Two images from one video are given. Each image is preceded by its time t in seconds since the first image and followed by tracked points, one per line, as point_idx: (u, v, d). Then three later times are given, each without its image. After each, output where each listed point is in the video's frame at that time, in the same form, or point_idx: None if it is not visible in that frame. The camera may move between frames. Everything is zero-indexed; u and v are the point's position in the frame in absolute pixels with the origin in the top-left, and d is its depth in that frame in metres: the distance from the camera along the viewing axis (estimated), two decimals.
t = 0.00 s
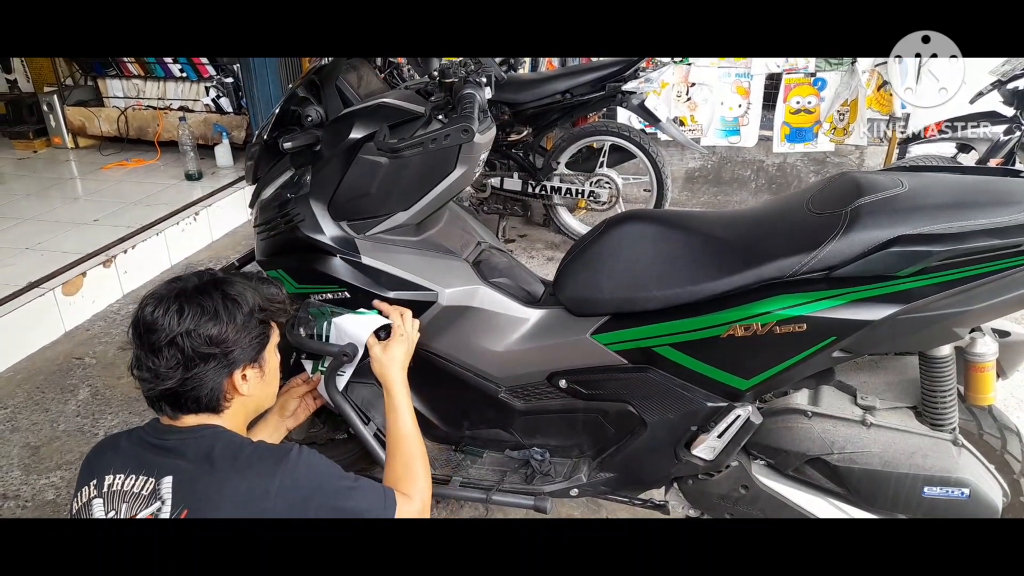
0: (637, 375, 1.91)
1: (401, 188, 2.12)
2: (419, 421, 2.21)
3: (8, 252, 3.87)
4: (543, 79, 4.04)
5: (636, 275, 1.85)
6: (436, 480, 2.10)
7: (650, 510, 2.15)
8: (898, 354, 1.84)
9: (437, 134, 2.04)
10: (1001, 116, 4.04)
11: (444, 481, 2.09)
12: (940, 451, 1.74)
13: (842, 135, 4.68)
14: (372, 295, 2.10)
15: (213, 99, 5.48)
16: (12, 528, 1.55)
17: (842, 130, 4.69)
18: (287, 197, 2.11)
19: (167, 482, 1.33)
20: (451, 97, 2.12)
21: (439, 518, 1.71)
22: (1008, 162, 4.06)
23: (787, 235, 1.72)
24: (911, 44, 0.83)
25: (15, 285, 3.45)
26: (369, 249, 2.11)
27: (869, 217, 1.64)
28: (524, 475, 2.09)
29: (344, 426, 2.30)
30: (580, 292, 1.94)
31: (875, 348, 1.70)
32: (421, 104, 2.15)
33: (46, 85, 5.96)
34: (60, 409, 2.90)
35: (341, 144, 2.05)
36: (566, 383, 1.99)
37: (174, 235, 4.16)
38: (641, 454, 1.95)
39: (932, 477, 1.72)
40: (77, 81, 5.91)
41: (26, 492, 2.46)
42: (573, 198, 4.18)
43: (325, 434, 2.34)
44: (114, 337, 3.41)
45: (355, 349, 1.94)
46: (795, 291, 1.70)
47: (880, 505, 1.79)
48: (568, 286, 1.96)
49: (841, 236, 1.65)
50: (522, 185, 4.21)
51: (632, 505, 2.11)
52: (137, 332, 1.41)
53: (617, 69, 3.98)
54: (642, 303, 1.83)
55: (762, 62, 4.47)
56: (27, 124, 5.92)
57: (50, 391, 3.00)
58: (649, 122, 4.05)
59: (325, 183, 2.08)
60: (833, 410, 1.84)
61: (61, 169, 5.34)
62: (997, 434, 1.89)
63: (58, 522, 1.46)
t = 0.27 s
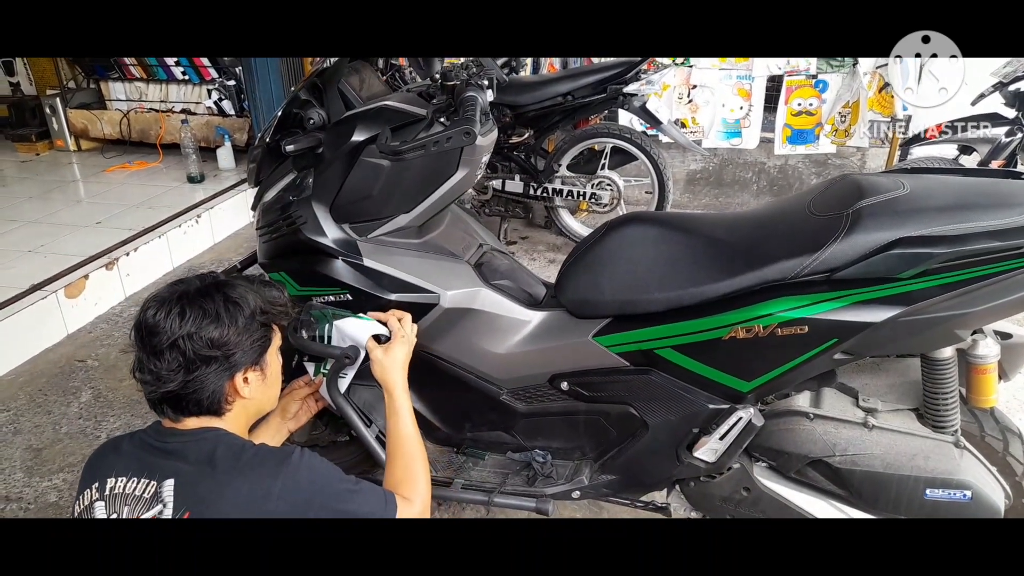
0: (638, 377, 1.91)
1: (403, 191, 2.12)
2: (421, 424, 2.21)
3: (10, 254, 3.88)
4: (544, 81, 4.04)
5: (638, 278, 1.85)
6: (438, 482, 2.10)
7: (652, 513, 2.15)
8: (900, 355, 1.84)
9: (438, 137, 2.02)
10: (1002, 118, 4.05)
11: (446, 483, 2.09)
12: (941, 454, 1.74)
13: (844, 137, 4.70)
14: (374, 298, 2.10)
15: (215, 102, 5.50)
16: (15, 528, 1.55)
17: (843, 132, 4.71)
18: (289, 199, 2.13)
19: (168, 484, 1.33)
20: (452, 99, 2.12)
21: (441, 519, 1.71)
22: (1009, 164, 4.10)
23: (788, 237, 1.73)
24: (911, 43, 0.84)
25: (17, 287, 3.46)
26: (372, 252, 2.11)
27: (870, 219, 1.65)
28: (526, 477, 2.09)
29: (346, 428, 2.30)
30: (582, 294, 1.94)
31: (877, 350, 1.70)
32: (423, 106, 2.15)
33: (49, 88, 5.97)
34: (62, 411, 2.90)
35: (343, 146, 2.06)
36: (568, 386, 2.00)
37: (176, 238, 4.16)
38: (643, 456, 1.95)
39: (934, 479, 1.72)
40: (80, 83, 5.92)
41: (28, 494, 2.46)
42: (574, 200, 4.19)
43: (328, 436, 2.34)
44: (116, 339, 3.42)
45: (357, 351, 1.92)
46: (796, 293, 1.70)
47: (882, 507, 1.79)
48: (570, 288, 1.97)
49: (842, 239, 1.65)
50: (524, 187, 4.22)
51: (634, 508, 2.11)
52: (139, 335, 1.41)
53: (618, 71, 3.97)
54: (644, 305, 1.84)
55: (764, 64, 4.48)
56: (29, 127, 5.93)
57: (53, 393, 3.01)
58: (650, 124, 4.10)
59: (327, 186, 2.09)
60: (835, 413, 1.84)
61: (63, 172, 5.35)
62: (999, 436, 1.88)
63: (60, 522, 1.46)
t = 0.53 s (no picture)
0: (636, 378, 1.91)
1: (401, 192, 2.12)
2: (419, 425, 2.21)
3: (8, 255, 3.88)
4: (543, 83, 4.05)
5: (636, 279, 1.86)
6: (436, 483, 2.10)
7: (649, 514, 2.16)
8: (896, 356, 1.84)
9: (437, 139, 2.04)
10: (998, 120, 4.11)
11: (444, 484, 2.09)
12: (939, 455, 1.74)
13: (842, 139, 4.68)
14: (372, 299, 2.10)
15: (213, 103, 5.51)
16: (13, 528, 1.55)
17: (841, 135, 4.70)
18: (287, 201, 2.13)
19: (165, 487, 1.34)
20: (451, 101, 2.13)
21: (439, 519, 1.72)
22: (1006, 165, 4.14)
23: (785, 239, 1.73)
24: (912, 43, 0.83)
25: (15, 288, 3.46)
26: (370, 253, 2.12)
27: (867, 221, 1.65)
28: (524, 478, 2.10)
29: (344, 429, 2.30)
30: (580, 296, 1.95)
31: (874, 351, 1.70)
32: (421, 108, 2.15)
33: (46, 90, 5.97)
34: (60, 412, 2.90)
35: (341, 148, 2.06)
36: (566, 387, 2.00)
37: (174, 239, 4.16)
38: (640, 457, 1.95)
39: (931, 479, 1.73)
40: (77, 85, 5.92)
41: (26, 496, 2.46)
42: (572, 202, 4.19)
43: (326, 438, 2.35)
44: (114, 341, 3.42)
45: (355, 352, 1.93)
46: (794, 295, 1.70)
47: (878, 508, 1.80)
48: (568, 290, 1.97)
49: (840, 240, 1.65)
50: (522, 189, 4.22)
51: (632, 509, 2.11)
52: (138, 335, 1.41)
53: (616, 73, 3.99)
54: (643, 307, 1.84)
55: (762, 66, 4.49)
56: (27, 128, 5.93)
57: (51, 395, 3.01)
58: (649, 126, 4.10)
59: (325, 187, 2.09)
60: (831, 414, 1.83)
61: (61, 173, 5.34)
62: (995, 437, 1.89)
63: (57, 523, 1.46)
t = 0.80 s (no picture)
0: (634, 379, 1.92)
1: (400, 194, 2.13)
2: (418, 426, 2.21)
3: (7, 256, 3.88)
4: (542, 84, 4.07)
5: (634, 281, 1.86)
6: (435, 484, 2.10)
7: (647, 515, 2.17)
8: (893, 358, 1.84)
9: (436, 140, 2.05)
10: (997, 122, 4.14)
11: (443, 485, 2.09)
12: (936, 456, 1.75)
13: (840, 141, 4.68)
14: (370, 300, 2.10)
15: (213, 104, 5.50)
16: (12, 529, 1.55)
17: (839, 136, 4.70)
18: (286, 203, 2.14)
19: (164, 489, 1.34)
20: (450, 103, 2.14)
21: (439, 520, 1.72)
22: (1004, 168, 4.08)
23: (783, 241, 1.74)
24: (913, 43, 0.84)
25: (15, 289, 3.46)
26: (369, 255, 2.12)
27: (864, 223, 1.66)
28: (522, 480, 2.10)
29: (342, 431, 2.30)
30: (579, 298, 1.95)
31: (872, 353, 1.71)
32: (421, 110, 2.16)
33: (46, 91, 5.97)
34: (58, 414, 2.90)
35: (340, 149, 2.06)
36: (564, 389, 2.00)
37: (173, 240, 4.17)
38: (638, 459, 1.95)
39: (928, 481, 1.74)
40: (76, 86, 5.92)
41: (24, 497, 2.46)
42: (571, 203, 4.19)
43: (324, 439, 2.35)
44: (113, 342, 3.42)
45: (354, 353, 1.96)
46: (792, 297, 1.71)
47: (875, 509, 1.80)
48: (566, 292, 1.97)
49: (837, 242, 1.66)
50: (521, 191, 4.21)
51: (630, 510, 2.11)
52: (138, 337, 1.42)
53: (615, 75, 4.00)
54: (641, 308, 1.84)
55: (762, 68, 4.54)
56: (26, 129, 5.93)
57: (49, 396, 3.01)
58: (647, 127, 4.05)
59: (324, 189, 2.10)
60: (829, 415, 1.83)
61: (60, 174, 5.34)
62: (992, 439, 1.91)
63: (56, 523, 1.46)
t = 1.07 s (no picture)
0: (634, 382, 1.92)
1: (401, 196, 2.13)
2: (418, 429, 2.21)
3: (8, 258, 3.88)
4: (541, 86, 4.06)
5: (634, 283, 1.86)
6: (435, 486, 2.10)
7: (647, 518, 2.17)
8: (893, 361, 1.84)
9: (436, 143, 2.06)
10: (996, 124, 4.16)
11: (443, 487, 2.10)
12: (935, 459, 1.76)
13: (839, 143, 4.69)
14: (370, 302, 2.10)
15: (213, 106, 5.52)
16: (12, 531, 1.55)
17: (839, 139, 4.70)
18: (287, 205, 2.14)
19: (164, 491, 1.34)
20: (451, 106, 2.14)
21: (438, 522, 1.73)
22: (1003, 171, 4.20)
23: (783, 244, 1.74)
24: (913, 43, 0.84)
25: (15, 291, 3.46)
26: (369, 257, 2.12)
27: (864, 226, 1.66)
28: (522, 482, 2.11)
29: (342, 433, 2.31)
30: (579, 300, 1.95)
31: (871, 356, 1.71)
32: (421, 113, 2.16)
33: (46, 92, 5.98)
34: (58, 415, 2.90)
35: (341, 152, 2.06)
36: (564, 391, 2.00)
37: (174, 242, 4.17)
38: (638, 461, 1.95)
39: (927, 483, 1.74)
40: (77, 87, 5.93)
41: (24, 499, 2.46)
42: (571, 205, 4.20)
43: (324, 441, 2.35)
44: (113, 343, 3.42)
45: (354, 355, 1.98)
46: (791, 300, 1.71)
47: (875, 511, 1.80)
48: (566, 294, 1.97)
49: (837, 245, 1.66)
50: (521, 193, 4.22)
51: (630, 512, 2.12)
52: (141, 336, 1.41)
53: (615, 77, 4.01)
54: (641, 311, 1.84)
55: (761, 70, 4.54)
56: (27, 131, 5.94)
57: (50, 397, 3.01)
58: (647, 130, 4.12)
59: (325, 191, 2.10)
60: (829, 418, 1.84)
61: (60, 176, 5.35)
62: (992, 442, 1.91)
63: (56, 524, 1.46)
